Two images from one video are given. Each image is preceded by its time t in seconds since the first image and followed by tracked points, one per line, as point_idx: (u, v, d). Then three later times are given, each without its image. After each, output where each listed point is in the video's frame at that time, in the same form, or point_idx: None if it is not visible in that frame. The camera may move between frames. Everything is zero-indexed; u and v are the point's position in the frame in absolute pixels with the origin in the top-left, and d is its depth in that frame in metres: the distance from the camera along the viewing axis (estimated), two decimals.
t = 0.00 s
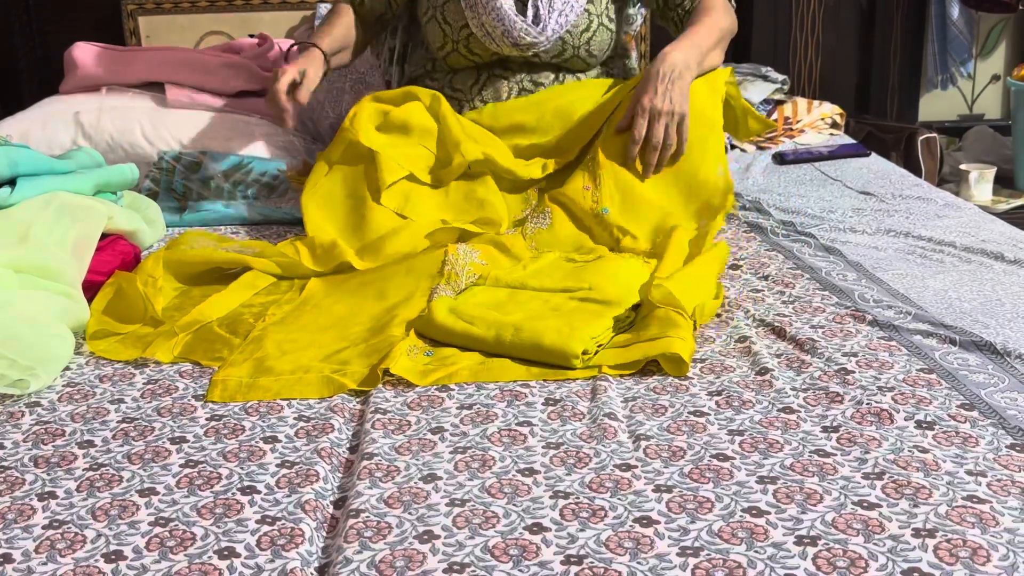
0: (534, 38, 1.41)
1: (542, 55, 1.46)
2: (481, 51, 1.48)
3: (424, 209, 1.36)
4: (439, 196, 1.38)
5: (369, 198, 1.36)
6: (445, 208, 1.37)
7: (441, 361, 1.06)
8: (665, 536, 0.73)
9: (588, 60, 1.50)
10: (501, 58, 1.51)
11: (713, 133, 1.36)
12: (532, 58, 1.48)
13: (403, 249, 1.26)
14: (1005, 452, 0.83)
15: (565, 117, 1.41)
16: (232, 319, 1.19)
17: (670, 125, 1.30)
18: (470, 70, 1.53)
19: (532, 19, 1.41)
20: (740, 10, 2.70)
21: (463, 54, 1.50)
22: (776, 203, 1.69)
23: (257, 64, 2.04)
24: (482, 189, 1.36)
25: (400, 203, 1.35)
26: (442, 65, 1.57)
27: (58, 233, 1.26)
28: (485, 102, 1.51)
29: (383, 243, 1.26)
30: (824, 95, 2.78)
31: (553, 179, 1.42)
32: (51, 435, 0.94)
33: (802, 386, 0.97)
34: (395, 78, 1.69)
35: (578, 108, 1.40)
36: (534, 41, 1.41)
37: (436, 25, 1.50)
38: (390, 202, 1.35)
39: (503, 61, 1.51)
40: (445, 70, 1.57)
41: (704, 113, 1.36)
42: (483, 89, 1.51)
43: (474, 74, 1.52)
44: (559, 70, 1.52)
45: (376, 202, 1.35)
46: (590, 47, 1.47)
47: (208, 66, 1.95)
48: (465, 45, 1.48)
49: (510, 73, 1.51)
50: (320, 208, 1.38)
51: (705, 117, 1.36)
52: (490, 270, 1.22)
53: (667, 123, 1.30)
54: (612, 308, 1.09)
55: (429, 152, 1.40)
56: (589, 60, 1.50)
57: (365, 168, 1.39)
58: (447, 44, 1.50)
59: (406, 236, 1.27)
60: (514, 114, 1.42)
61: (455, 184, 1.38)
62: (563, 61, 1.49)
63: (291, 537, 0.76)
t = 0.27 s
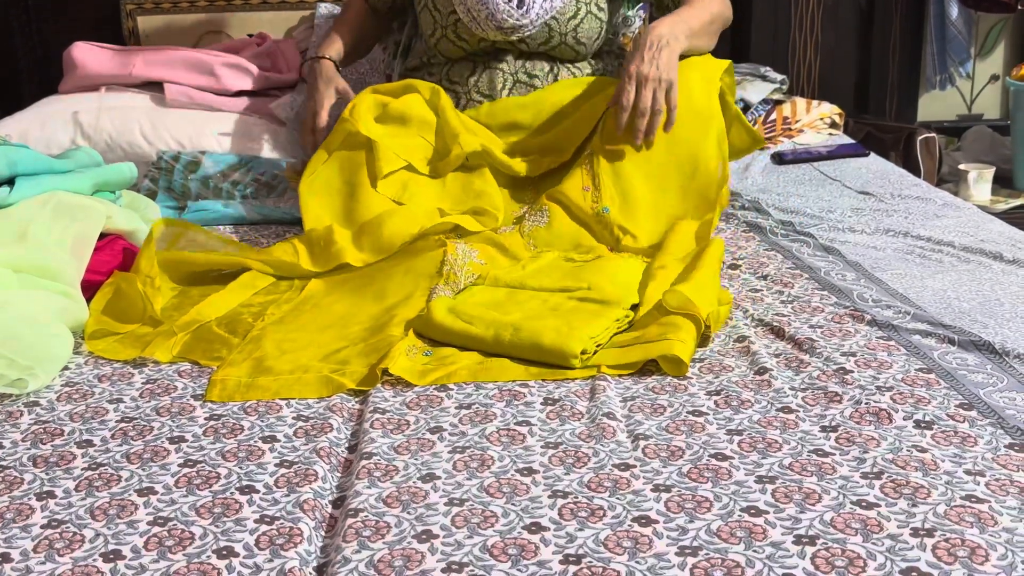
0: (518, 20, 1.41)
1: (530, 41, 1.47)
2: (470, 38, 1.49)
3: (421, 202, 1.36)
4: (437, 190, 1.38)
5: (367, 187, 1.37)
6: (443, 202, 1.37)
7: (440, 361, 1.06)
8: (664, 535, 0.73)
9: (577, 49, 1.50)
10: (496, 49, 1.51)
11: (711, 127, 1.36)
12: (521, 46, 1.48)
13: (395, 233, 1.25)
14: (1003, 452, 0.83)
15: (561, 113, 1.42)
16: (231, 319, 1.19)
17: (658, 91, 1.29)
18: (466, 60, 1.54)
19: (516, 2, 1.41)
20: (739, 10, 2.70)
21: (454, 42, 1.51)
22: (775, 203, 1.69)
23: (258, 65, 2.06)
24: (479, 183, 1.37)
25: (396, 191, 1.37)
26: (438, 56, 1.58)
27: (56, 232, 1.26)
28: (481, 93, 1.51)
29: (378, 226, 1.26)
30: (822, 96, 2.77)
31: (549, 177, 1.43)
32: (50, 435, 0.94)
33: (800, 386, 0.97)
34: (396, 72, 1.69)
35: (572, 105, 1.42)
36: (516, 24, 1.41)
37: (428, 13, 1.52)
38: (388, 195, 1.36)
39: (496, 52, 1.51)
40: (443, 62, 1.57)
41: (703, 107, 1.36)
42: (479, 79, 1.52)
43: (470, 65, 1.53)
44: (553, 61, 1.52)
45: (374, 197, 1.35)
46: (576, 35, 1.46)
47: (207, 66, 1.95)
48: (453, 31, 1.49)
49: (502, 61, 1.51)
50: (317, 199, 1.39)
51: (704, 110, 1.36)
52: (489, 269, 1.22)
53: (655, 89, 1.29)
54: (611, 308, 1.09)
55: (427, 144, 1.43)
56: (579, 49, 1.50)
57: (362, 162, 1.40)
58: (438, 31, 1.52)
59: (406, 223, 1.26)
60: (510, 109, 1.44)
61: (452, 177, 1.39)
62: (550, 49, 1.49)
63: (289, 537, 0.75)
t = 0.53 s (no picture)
0: (524, 11, 1.36)
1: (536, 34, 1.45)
2: (473, 30, 1.49)
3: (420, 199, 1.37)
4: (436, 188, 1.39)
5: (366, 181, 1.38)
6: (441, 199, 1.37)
7: (438, 361, 1.06)
8: (663, 535, 0.73)
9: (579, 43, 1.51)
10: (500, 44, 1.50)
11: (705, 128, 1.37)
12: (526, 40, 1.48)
13: (395, 229, 1.26)
14: (1002, 451, 0.83)
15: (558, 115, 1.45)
16: (230, 318, 1.19)
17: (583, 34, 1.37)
18: (468, 56, 1.53)
19: None
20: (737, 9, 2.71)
21: (457, 35, 1.51)
22: (774, 203, 1.70)
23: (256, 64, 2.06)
24: (479, 181, 1.38)
25: (396, 187, 1.39)
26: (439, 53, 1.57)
27: (55, 232, 1.26)
28: (483, 88, 1.50)
29: (379, 222, 1.28)
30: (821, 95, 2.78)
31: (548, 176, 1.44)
32: (49, 435, 0.94)
33: (800, 386, 0.97)
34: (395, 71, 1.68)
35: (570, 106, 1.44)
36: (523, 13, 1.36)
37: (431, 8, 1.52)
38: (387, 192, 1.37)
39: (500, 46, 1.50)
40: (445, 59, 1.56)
41: (702, 106, 1.37)
42: (481, 74, 1.51)
43: (473, 61, 1.52)
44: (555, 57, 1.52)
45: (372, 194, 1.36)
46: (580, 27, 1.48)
47: (207, 65, 1.95)
48: (456, 24, 1.49)
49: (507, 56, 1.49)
50: (314, 194, 1.39)
51: (704, 111, 1.37)
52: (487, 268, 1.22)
53: (578, 32, 1.37)
54: (611, 308, 1.09)
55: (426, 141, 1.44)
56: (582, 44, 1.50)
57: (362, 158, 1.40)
58: (441, 25, 1.52)
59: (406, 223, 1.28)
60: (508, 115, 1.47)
61: (451, 175, 1.40)
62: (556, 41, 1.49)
63: (288, 537, 0.75)
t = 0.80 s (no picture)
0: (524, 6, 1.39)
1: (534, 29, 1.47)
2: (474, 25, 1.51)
3: (419, 197, 1.36)
4: (435, 187, 1.39)
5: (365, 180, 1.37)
6: (440, 199, 1.37)
7: (437, 361, 1.06)
8: (662, 535, 0.73)
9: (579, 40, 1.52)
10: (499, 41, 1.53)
11: (706, 127, 1.36)
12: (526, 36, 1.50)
13: (395, 228, 1.26)
14: (1001, 451, 0.83)
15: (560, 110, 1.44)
16: (229, 318, 1.19)
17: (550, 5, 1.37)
18: (465, 52, 1.54)
19: None
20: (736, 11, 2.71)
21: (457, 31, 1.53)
22: (774, 203, 1.70)
23: (256, 63, 2.04)
24: (478, 181, 1.38)
25: (396, 186, 1.38)
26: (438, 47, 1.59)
27: (54, 232, 1.26)
28: (479, 86, 1.54)
29: (378, 220, 1.28)
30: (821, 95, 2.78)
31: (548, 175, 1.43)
32: (48, 435, 0.94)
33: (799, 385, 0.97)
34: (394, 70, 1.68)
35: (570, 103, 1.43)
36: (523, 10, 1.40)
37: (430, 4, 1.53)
38: (387, 190, 1.37)
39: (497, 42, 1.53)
40: (442, 55, 1.57)
41: (702, 105, 1.37)
42: (479, 72, 1.54)
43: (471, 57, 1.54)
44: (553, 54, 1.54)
45: (371, 192, 1.36)
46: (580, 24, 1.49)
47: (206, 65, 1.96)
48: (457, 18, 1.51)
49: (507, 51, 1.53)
50: (314, 194, 1.40)
51: (704, 110, 1.37)
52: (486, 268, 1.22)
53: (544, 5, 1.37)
54: (610, 308, 1.09)
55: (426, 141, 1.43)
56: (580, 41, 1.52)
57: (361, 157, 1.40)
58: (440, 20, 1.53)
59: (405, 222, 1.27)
60: (508, 111, 1.46)
61: (451, 174, 1.40)
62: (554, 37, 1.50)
63: (287, 536, 0.75)
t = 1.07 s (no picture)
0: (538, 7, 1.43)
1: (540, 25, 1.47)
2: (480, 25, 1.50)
3: (419, 197, 1.36)
4: (435, 186, 1.39)
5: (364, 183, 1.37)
6: (441, 199, 1.37)
7: (438, 361, 1.06)
8: (663, 535, 0.73)
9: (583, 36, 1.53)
10: (504, 38, 1.52)
11: (705, 127, 1.37)
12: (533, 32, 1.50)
13: (395, 229, 1.26)
14: (1001, 451, 0.83)
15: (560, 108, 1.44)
16: (229, 318, 1.19)
17: None
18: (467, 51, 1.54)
19: None
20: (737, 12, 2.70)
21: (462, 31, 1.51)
22: (774, 203, 1.70)
23: (256, 63, 2.05)
24: (478, 181, 1.38)
25: (396, 187, 1.38)
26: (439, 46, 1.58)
27: (54, 231, 1.26)
28: (483, 85, 1.54)
29: (378, 223, 1.28)
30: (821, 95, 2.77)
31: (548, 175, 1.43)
32: (48, 435, 0.94)
33: (799, 385, 0.97)
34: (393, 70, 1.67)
35: (570, 103, 1.43)
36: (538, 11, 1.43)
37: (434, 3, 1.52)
38: (386, 189, 1.37)
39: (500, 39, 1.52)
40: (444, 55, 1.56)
41: (702, 104, 1.37)
42: (482, 71, 1.53)
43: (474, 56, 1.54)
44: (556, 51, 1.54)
45: (371, 193, 1.36)
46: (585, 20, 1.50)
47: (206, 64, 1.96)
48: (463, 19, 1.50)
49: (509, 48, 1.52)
50: (314, 195, 1.40)
51: (704, 110, 1.37)
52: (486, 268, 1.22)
53: None
54: (610, 308, 1.09)
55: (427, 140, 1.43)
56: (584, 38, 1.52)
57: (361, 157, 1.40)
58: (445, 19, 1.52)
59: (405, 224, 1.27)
60: (509, 111, 1.46)
61: (451, 174, 1.40)
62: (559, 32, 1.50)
63: (287, 537, 0.75)
